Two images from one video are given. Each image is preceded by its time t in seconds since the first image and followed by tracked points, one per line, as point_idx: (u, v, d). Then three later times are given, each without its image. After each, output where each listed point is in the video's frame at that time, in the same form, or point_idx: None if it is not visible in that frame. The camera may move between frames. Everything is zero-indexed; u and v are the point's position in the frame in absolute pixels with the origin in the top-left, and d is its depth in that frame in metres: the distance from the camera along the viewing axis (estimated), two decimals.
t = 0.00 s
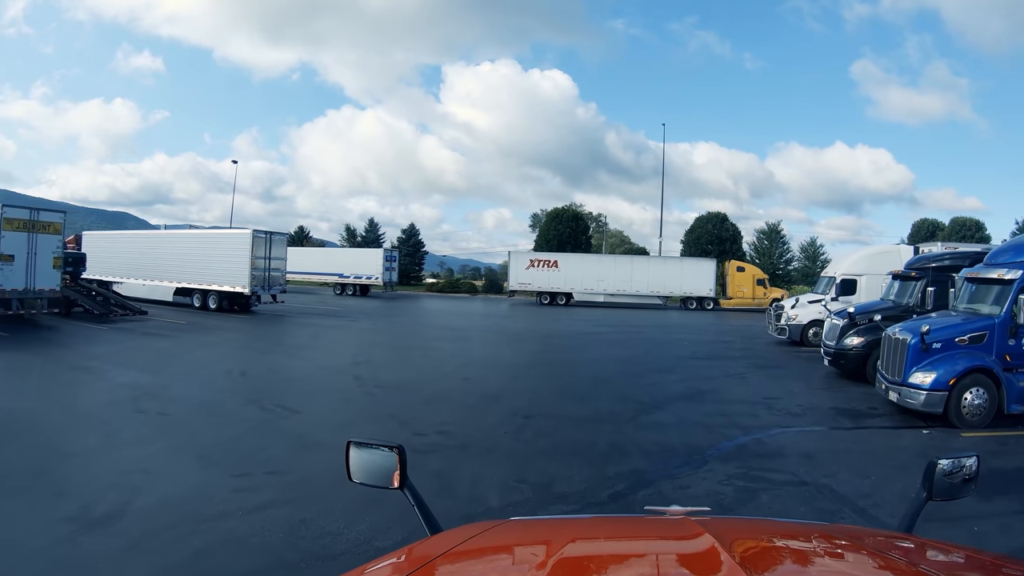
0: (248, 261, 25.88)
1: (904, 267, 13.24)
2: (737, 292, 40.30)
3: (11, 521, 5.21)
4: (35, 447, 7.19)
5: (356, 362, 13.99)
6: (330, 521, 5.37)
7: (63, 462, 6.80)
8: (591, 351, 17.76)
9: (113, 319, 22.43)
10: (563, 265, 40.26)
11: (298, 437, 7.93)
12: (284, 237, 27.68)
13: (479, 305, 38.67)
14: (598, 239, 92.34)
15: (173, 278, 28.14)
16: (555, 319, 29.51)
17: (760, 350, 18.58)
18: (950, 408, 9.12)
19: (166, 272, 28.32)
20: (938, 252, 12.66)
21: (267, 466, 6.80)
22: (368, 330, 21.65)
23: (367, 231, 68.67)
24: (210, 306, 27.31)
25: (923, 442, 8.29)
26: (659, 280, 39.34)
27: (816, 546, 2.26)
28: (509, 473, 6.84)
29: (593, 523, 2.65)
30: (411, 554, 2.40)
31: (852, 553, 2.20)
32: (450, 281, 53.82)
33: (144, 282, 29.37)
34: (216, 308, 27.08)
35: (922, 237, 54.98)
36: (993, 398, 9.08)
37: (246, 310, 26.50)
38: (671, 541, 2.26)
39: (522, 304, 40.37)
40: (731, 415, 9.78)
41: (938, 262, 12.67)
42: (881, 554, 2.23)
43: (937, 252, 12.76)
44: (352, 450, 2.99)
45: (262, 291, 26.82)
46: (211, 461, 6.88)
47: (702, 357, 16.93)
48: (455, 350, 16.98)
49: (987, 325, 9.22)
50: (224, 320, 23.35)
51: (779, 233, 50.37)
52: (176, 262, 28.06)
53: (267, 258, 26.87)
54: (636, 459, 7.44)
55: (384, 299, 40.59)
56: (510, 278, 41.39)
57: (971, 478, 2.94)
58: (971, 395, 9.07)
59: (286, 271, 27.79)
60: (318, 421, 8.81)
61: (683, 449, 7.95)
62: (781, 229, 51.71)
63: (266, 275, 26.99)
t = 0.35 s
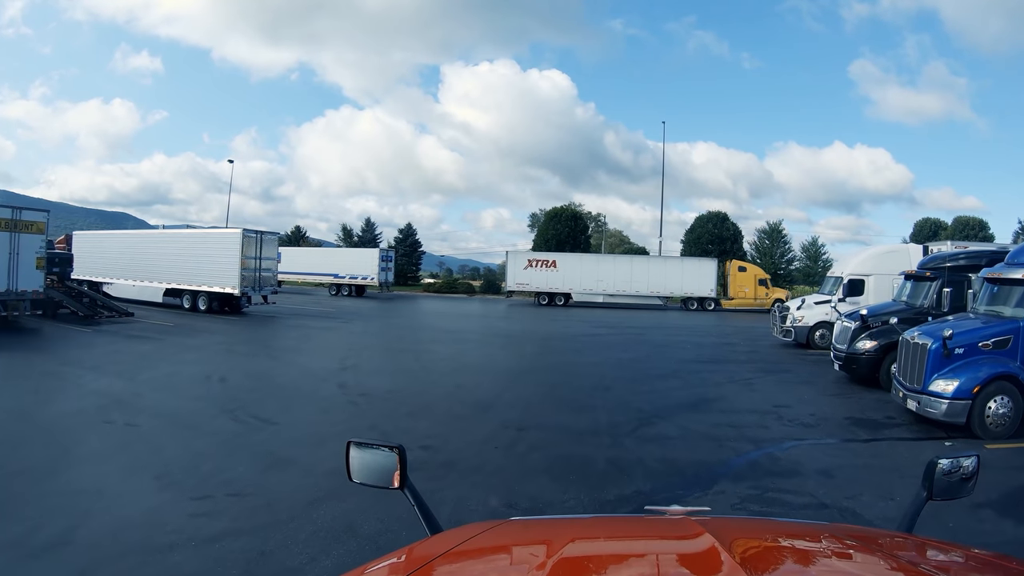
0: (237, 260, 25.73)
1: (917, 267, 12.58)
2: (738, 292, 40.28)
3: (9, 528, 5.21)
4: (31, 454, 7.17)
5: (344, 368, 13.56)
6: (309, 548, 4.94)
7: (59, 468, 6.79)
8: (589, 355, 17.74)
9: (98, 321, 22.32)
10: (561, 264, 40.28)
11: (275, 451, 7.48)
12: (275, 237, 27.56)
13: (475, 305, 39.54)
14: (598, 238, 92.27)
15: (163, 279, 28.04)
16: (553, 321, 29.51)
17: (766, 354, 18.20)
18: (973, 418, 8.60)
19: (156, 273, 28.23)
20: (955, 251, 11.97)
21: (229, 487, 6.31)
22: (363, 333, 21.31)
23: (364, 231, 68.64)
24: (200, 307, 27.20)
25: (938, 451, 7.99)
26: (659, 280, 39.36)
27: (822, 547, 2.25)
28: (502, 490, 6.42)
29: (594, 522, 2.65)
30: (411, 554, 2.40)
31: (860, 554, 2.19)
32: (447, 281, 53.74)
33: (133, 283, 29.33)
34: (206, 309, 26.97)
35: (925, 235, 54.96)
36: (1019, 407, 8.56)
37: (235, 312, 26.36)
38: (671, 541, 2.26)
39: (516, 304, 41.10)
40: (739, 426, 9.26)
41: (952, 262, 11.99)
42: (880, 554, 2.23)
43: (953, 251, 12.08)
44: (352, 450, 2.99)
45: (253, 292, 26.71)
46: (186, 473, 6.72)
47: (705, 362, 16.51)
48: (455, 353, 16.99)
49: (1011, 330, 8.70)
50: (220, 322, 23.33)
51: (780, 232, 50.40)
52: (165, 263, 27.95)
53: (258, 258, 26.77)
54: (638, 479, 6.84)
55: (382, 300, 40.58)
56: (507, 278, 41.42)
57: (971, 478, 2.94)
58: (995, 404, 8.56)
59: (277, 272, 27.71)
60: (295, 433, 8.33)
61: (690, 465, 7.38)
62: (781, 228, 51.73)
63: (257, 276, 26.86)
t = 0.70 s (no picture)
0: (226, 259, 25.58)
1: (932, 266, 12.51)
2: (740, 292, 40.26)
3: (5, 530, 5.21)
4: (28, 456, 7.16)
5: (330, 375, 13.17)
6: (290, 571, 4.57)
7: (55, 471, 6.78)
8: (589, 358, 17.72)
9: (82, 323, 22.21)
10: (559, 264, 40.28)
11: (265, 458, 7.28)
12: (265, 237, 27.43)
13: (474, 305, 40.43)
14: (597, 238, 92.33)
15: (151, 279, 27.94)
16: (552, 322, 29.49)
17: (768, 357, 18.07)
18: (999, 428, 8.08)
19: (145, 273, 28.12)
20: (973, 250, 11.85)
21: (201, 504, 5.84)
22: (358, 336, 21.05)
23: (361, 231, 68.62)
24: (188, 308, 27.07)
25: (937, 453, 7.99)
26: (659, 280, 39.36)
27: (822, 547, 2.25)
28: (498, 498, 6.24)
29: (595, 522, 2.65)
30: (411, 554, 2.40)
31: (862, 555, 2.19)
32: (444, 281, 53.71)
33: (122, 284, 29.25)
34: (194, 310, 26.85)
35: (926, 235, 55.02)
36: None
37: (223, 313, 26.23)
38: (670, 541, 2.26)
39: (514, 304, 41.78)
40: (749, 437, 8.76)
41: (969, 262, 11.91)
42: (881, 555, 2.23)
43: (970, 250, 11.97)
44: (352, 450, 2.99)
45: (243, 292, 26.59)
46: (178, 476, 6.62)
47: (707, 368, 16.18)
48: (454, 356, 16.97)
49: None
50: (217, 324, 23.30)
51: (781, 231, 50.43)
52: (152, 263, 27.84)
53: (249, 258, 26.67)
54: (639, 489, 6.64)
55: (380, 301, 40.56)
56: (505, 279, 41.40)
57: (971, 479, 2.94)
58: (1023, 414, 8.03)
59: (267, 272, 27.70)
60: (276, 444, 7.91)
61: (697, 484, 6.86)
62: (782, 228, 51.76)
63: (247, 276, 26.75)
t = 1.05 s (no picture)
0: (215, 259, 25.44)
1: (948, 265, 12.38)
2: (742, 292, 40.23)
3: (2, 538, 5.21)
4: (24, 465, 7.15)
5: (312, 381, 13.10)
6: None
7: (51, 478, 6.77)
8: (588, 362, 17.70)
9: (66, 326, 22.14)
10: (558, 264, 40.28)
11: (264, 466, 7.26)
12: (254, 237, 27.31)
13: (471, 305, 41.05)
14: (596, 238, 92.35)
15: (140, 280, 27.88)
16: (551, 322, 29.47)
17: (770, 361, 18.04)
18: None
19: (133, 274, 28.05)
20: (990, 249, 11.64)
21: (196, 515, 5.78)
22: (357, 339, 20.91)
23: (358, 230, 68.54)
24: (177, 309, 26.97)
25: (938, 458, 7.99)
26: (660, 280, 39.38)
27: (821, 548, 2.26)
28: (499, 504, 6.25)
29: (595, 522, 2.65)
30: (411, 554, 2.40)
31: (862, 556, 2.19)
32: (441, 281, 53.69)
33: (111, 285, 29.21)
34: (183, 312, 26.78)
35: (928, 234, 55.10)
36: None
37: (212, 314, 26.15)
38: (670, 542, 2.26)
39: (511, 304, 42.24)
40: (760, 451, 8.60)
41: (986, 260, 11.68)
42: (881, 556, 2.24)
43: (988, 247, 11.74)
44: (352, 450, 2.99)
45: (233, 294, 26.48)
46: (168, 485, 6.59)
47: (711, 373, 16.04)
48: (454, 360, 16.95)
49: None
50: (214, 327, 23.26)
51: (782, 230, 50.46)
52: (140, 263, 27.77)
53: (238, 257, 26.56)
54: (639, 500, 6.63)
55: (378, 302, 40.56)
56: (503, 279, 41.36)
57: (970, 480, 2.95)
58: None
59: (258, 272, 27.71)
60: (276, 452, 7.89)
61: (703, 501, 6.75)
62: (783, 227, 51.78)
63: (237, 278, 26.65)
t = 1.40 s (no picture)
0: (203, 259, 25.37)
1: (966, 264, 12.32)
2: (744, 292, 40.23)
3: None
4: (22, 479, 7.16)
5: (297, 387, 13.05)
6: None
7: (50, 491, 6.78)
8: (589, 366, 17.67)
9: (50, 326, 22.12)
10: (557, 264, 40.28)
11: (263, 480, 7.26)
12: (243, 236, 27.23)
13: (469, 305, 41.58)
14: (597, 237, 92.45)
15: (128, 280, 27.81)
16: (551, 324, 29.50)
17: (773, 365, 18.02)
18: None
19: (122, 274, 28.00)
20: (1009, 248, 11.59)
21: (198, 531, 5.79)
22: (356, 342, 20.85)
23: (355, 230, 68.51)
24: (166, 310, 26.89)
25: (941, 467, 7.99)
26: (661, 281, 39.38)
27: (821, 549, 2.26)
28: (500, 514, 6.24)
29: (595, 521, 2.65)
30: (410, 553, 2.40)
31: (862, 558, 2.20)
32: (439, 281, 53.70)
33: (100, 285, 29.17)
34: (173, 312, 26.72)
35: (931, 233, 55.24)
36: None
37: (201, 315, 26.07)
38: (669, 541, 2.27)
39: (509, 304, 42.76)
40: (772, 468, 8.58)
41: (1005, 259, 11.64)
42: (882, 556, 2.24)
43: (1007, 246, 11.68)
44: (352, 449, 2.99)
45: (222, 295, 26.38)
46: (165, 499, 6.61)
47: (713, 377, 16.01)
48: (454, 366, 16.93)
49: None
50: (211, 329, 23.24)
51: (784, 229, 50.51)
52: (127, 263, 27.69)
53: (228, 257, 26.49)
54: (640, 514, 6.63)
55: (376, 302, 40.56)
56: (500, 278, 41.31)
57: (971, 480, 2.96)
58: None
59: (248, 272, 27.64)
60: (275, 464, 7.89)
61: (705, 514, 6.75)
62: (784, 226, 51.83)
63: (226, 278, 26.56)
